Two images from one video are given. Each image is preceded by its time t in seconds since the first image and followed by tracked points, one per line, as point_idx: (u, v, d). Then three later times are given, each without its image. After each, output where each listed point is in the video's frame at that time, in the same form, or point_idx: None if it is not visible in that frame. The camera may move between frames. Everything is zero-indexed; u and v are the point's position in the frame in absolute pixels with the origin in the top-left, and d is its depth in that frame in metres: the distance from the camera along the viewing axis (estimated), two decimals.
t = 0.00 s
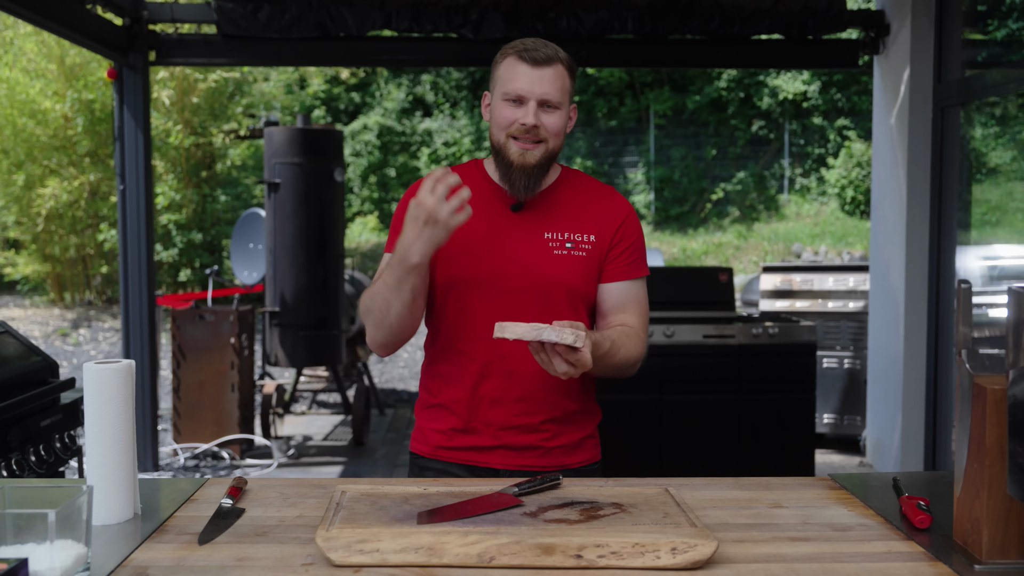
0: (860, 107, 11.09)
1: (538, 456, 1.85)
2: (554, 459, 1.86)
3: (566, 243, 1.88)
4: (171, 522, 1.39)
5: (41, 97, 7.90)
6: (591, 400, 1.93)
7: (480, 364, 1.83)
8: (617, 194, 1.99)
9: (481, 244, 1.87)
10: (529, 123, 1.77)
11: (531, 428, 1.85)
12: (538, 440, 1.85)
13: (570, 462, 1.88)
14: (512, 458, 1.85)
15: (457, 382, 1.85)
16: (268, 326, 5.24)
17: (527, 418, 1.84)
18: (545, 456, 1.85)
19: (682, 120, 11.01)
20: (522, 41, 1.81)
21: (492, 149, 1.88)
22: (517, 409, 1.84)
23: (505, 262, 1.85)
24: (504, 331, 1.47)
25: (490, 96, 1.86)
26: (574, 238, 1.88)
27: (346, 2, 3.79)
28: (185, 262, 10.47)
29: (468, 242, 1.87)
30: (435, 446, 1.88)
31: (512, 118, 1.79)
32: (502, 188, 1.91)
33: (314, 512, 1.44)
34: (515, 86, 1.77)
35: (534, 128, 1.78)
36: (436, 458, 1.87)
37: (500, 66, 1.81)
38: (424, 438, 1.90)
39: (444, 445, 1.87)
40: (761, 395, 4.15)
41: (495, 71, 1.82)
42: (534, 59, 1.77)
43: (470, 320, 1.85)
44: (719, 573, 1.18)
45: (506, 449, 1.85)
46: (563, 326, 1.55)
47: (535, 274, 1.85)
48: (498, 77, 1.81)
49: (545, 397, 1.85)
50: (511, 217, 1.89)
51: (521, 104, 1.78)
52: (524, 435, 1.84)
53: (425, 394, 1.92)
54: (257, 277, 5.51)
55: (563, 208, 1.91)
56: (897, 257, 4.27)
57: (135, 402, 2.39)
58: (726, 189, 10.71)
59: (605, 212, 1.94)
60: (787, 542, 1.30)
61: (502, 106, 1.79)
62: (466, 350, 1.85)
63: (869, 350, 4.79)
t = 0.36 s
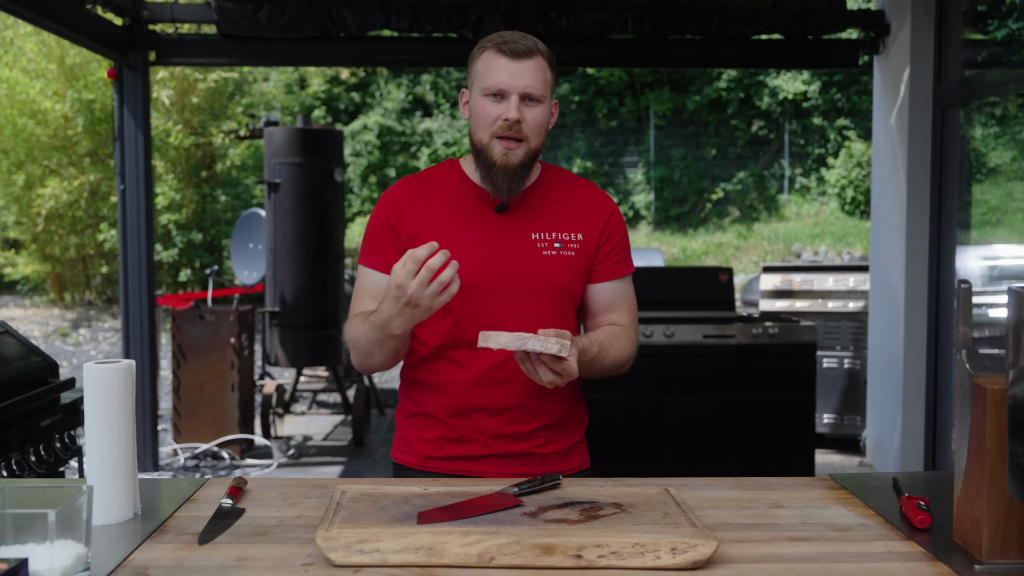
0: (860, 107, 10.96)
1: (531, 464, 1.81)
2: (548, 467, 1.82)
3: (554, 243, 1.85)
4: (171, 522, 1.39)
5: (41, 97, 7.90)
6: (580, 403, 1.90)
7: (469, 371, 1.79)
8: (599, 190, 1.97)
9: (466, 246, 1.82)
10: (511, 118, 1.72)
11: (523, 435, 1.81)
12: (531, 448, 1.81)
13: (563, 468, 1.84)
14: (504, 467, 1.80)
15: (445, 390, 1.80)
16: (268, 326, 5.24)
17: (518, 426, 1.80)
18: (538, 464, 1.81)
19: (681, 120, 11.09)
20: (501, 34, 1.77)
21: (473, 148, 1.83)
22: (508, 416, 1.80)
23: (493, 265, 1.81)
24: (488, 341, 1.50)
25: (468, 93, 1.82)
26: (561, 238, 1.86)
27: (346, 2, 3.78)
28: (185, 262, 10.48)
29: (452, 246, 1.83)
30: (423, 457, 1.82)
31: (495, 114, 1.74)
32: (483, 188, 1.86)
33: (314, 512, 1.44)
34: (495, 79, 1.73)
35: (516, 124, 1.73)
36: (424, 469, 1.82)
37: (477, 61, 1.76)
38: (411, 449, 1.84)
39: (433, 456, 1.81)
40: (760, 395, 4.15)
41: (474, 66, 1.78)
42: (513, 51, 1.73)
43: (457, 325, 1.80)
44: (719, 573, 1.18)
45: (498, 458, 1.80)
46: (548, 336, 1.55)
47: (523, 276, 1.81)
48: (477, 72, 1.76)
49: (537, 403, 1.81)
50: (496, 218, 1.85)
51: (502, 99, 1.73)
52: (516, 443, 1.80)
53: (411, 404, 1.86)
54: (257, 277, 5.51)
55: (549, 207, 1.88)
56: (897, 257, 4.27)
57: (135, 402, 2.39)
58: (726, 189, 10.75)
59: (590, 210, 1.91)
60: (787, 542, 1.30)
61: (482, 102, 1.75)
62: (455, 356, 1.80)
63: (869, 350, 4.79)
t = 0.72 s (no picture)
0: (860, 106, 10.94)
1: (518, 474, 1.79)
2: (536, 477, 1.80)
3: (542, 245, 1.84)
4: (171, 522, 1.39)
5: (41, 97, 7.90)
6: (568, 411, 1.89)
7: (454, 379, 1.77)
8: (589, 192, 1.97)
9: (453, 247, 1.80)
10: (505, 117, 1.71)
11: (511, 445, 1.78)
12: (518, 458, 1.79)
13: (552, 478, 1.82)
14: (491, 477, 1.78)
15: (431, 398, 1.78)
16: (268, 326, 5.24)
17: (506, 435, 1.78)
18: (526, 473, 1.79)
19: (681, 121, 11.09)
20: (499, 28, 1.75)
21: (461, 142, 1.81)
22: (494, 425, 1.78)
23: (479, 267, 1.79)
24: (479, 367, 1.50)
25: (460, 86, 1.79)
26: (549, 240, 1.84)
27: (346, 2, 3.78)
28: (185, 262, 10.49)
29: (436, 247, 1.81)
30: (407, 467, 1.79)
31: (488, 111, 1.72)
32: (471, 188, 1.85)
33: (314, 512, 1.44)
34: (490, 75, 1.71)
35: (509, 122, 1.71)
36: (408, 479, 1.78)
37: (473, 54, 1.74)
38: (394, 459, 1.81)
39: (417, 466, 1.78)
40: (760, 395, 4.15)
41: (469, 59, 1.76)
42: (511, 48, 1.71)
43: (441, 329, 1.78)
44: (719, 573, 1.18)
45: (485, 467, 1.77)
46: (541, 358, 1.56)
47: (509, 279, 1.80)
48: (472, 65, 1.74)
49: (524, 411, 1.79)
50: (481, 220, 1.84)
51: (497, 95, 1.72)
52: (503, 453, 1.78)
53: (394, 412, 1.84)
54: (257, 277, 5.52)
55: (536, 209, 1.87)
56: (897, 257, 4.27)
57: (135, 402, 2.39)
58: (726, 189, 10.77)
59: (578, 212, 1.91)
60: (788, 542, 1.30)
61: (476, 97, 1.73)
62: (439, 363, 1.78)
63: (869, 350, 4.79)
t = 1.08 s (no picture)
0: (860, 107, 10.94)
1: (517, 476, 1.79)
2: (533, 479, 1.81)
3: (532, 246, 1.84)
4: (171, 522, 1.39)
5: (41, 96, 7.89)
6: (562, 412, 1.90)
7: (449, 384, 1.76)
8: (575, 189, 1.97)
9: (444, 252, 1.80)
10: (492, 120, 1.70)
11: (507, 449, 1.79)
12: (515, 461, 1.79)
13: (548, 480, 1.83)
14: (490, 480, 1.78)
15: (424, 404, 1.77)
16: (268, 326, 5.25)
17: (502, 439, 1.79)
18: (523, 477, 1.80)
19: (681, 120, 11.08)
20: (486, 27, 1.74)
21: (446, 144, 1.80)
22: (490, 430, 1.78)
23: (470, 271, 1.79)
24: (468, 382, 1.52)
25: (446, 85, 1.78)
26: (539, 241, 1.84)
27: (346, 2, 3.77)
28: (185, 262, 10.48)
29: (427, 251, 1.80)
30: (402, 473, 1.78)
31: (475, 114, 1.71)
32: (458, 191, 1.84)
33: (314, 512, 1.44)
34: (478, 76, 1.70)
35: (497, 126, 1.71)
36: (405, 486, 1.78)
37: (459, 52, 1.74)
38: (389, 466, 1.80)
39: (413, 472, 1.77)
40: (759, 395, 4.15)
41: (455, 58, 1.75)
42: (499, 48, 1.71)
43: (435, 336, 1.77)
44: (719, 573, 1.18)
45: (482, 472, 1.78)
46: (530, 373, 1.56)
47: (501, 282, 1.79)
48: (457, 65, 1.74)
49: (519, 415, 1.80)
50: (471, 223, 1.83)
51: (484, 97, 1.71)
52: (500, 457, 1.78)
53: (387, 419, 1.83)
54: (257, 277, 5.52)
55: (525, 210, 1.87)
56: (897, 257, 4.27)
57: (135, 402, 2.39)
58: (726, 189, 10.79)
59: (566, 211, 1.91)
60: (788, 542, 1.30)
61: (461, 98, 1.72)
62: (432, 369, 1.78)
63: (869, 350, 4.78)
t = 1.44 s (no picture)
0: (860, 107, 10.93)
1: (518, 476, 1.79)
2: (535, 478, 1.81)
3: (529, 245, 1.83)
4: (171, 522, 1.39)
5: (40, 96, 7.90)
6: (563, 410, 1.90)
7: (447, 385, 1.76)
8: (573, 186, 1.96)
9: (441, 252, 1.80)
10: (485, 118, 1.70)
11: (508, 448, 1.79)
12: (516, 460, 1.79)
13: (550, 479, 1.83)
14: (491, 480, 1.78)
15: (424, 405, 1.78)
16: (268, 326, 5.24)
17: (502, 438, 1.79)
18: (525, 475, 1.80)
19: (681, 120, 11.08)
20: (470, 25, 1.74)
21: (440, 146, 1.80)
22: (490, 430, 1.78)
23: (467, 272, 1.79)
24: (473, 375, 1.53)
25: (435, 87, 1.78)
26: (536, 240, 1.84)
27: (346, 2, 3.77)
28: (185, 262, 10.48)
29: (424, 253, 1.80)
30: (404, 473, 1.78)
31: (467, 114, 1.72)
32: (454, 191, 1.84)
33: (314, 512, 1.43)
34: (466, 76, 1.70)
35: (490, 124, 1.71)
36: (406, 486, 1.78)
37: (446, 53, 1.73)
38: (391, 466, 1.81)
39: (414, 472, 1.78)
40: (759, 395, 4.15)
41: (442, 59, 1.74)
42: (484, 45, 1.70)
43: (433, 338, 1.78)
44: (719, 573, 1.18)
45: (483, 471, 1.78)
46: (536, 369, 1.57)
47: (498, 282, 1.79)
48: (445, 66, 1.73)
49: (519, 414, 1.80)
50: (467, 223, 1.83)
51: (474, 96, 1.71)
52: (501, 457, 1.78)
53: (388, 420, 1.83)
54: (257, 277, 5.52)
55: (522, 208, 1.87)
56: (897, 257, 4.27)
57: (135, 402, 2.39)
58: (726, 189, 10.80)
59: (564, 209, 1.91)
60: (787, 542, 1.30)
61: (452, 99, 1.72)
62: (431, 370, 1.78)
63: (869, 350, 4.78)
